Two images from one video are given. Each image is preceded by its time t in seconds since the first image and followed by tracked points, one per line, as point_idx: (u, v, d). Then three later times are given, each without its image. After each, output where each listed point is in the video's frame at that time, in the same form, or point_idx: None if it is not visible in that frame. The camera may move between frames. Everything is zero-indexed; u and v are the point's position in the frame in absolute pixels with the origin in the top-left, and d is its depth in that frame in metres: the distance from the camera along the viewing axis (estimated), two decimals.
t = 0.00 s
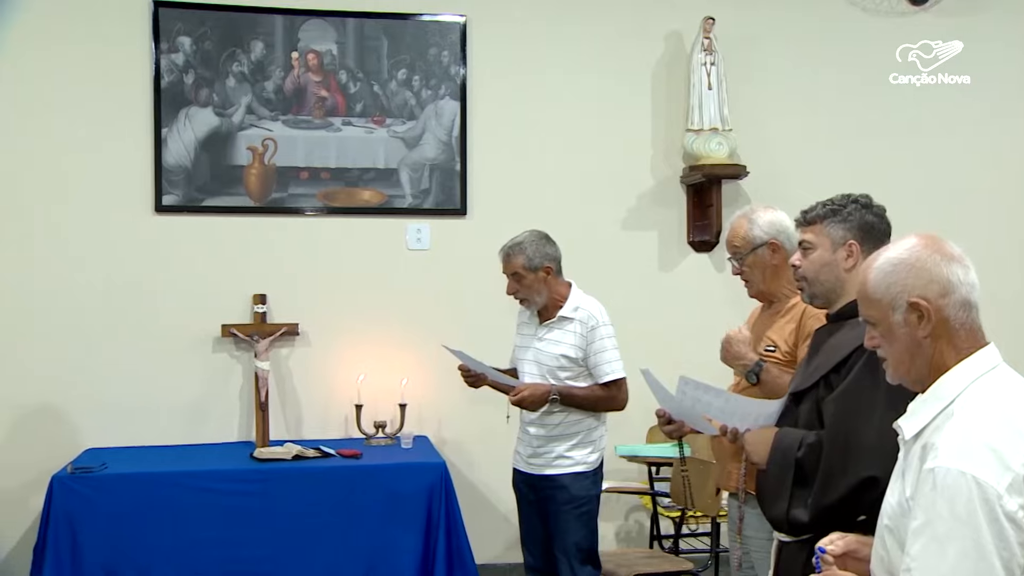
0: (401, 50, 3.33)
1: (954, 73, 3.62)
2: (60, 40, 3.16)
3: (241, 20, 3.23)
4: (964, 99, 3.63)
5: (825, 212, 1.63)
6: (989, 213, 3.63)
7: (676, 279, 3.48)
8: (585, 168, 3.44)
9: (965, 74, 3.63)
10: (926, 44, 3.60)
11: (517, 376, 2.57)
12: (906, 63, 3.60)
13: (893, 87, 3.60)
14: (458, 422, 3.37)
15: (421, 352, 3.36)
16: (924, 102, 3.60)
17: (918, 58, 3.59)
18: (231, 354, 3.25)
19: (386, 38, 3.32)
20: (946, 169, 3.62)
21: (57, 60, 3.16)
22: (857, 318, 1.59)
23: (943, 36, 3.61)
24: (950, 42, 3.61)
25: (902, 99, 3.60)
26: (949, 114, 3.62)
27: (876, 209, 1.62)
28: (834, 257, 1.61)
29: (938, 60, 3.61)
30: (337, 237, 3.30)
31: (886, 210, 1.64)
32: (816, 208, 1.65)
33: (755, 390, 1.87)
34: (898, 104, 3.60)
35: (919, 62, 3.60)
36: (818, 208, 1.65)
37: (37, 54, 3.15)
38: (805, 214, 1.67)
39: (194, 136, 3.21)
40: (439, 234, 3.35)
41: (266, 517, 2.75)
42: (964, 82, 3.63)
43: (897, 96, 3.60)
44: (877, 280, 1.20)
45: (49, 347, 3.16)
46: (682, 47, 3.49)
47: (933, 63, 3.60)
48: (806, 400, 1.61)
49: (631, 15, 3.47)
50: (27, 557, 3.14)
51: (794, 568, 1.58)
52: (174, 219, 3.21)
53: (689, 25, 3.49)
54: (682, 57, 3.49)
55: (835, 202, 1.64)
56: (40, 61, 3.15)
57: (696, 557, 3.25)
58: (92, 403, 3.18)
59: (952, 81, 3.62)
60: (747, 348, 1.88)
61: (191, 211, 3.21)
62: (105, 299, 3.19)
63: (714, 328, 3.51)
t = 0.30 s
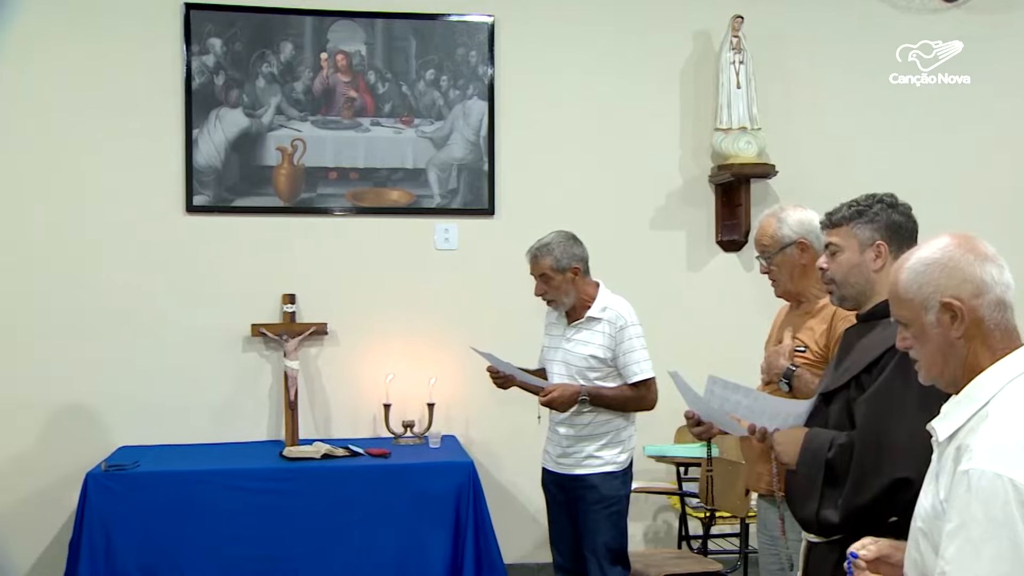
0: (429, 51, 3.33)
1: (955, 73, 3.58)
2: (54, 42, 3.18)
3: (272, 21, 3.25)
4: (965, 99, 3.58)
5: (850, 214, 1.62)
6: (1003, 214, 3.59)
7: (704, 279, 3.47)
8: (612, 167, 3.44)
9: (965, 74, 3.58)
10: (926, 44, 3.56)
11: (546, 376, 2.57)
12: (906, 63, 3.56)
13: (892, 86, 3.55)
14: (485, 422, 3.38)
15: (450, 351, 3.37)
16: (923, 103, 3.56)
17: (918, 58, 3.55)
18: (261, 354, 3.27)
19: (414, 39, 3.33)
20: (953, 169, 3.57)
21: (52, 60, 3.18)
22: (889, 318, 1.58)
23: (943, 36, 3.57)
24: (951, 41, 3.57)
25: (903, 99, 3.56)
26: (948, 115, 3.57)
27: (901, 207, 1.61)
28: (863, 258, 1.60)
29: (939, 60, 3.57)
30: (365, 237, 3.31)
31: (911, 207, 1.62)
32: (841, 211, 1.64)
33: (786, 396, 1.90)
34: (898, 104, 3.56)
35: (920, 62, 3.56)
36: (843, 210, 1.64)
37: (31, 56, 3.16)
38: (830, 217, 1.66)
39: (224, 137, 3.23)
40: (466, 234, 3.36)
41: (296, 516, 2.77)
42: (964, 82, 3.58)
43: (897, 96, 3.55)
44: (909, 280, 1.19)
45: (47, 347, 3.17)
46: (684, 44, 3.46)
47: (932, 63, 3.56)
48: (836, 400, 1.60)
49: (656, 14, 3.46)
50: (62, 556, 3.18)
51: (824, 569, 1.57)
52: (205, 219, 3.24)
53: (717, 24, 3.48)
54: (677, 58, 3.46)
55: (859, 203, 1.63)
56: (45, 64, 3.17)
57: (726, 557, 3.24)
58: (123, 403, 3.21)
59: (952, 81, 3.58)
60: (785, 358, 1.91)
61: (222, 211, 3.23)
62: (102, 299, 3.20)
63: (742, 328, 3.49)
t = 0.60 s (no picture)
0: (458, 51, 3.34)
1: (956, 73, 3.53)
2: (63, 42, 3.20)
3: (303, 23, 3.27)
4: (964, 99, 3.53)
5: (872, 218, 1.61)
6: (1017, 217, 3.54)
7: (735, 279, 3.46)
8: (640, 167, 3.43)
9: (964, 74, 3.53)
10: (924, 44, 3.52)
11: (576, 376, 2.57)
12: (906, 63, 3.52)
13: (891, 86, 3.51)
14: (514, 422, 3.38)
15: (478, 350, 3.37)
16: (917, 105, 3.52)
17: (916, 58, 3.51)
18: (291, 353, 3.29)
19: (443, 39, 3.33)
20: (965, 169, 3.53)
21: (62, 61, 3.20)
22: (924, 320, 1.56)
23: (944, 36, 3.53)
24: (951, 41, 3.53)
25: (899, 99, 3.51)
26: (947, 115, 3.53)
27: (923, 205, 1.59)
28: (891, 262, 1.58)
29: (939, 60, 3.52)
30: (395, 236, 3.32)
31: (934, 204, 1.61)
32: (864, 216, 1.63)
33: (818, 397, 1.90)
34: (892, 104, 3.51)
35: (920, 62, 3.51)
36: (866, 215, 1.63)
37: (53, 58, 3.19)
38: (852, 225, 1.65)
39: (256, 138, 3.25)
40: (496, 234, 3.36)
41: (328, 515, 2.79)
42: (962, 83, 3.53)
43: (894, 95, 3.51)
44: (944, 280, 1.19)
45: (70, 347, 3.20)
46: (691, 45, 3.44)
47: (931, 63, 3.51)
48: (869, 401, 1.59)
49: (682, 13, 3.44)
50: (97, 553, 3.21)
51: (858, 571, 1.56)
52: (237, 219, 3.26)
53: (748, 22, 3.46)
54: (674, 58, 3.44)
55: (881, 206, 1.62)
56: (80, 66, 3.20)
57: (756, 558, 3.23)
58: (156, 402, 3.24)
59: (950, 82, 3.53)
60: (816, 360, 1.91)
61: (253, 211, 3.26)
62: (112, 297, 3.22)
63: (771, 328, 3.47)
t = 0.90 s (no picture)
0: (489, 51, 3.34)
1: (956, 73, 3.49)
2: (97, 43, 3.23)
3: (335, 24, 3.29)
4: (966, 100, 3.49)
5: (904, 219, 1.59)
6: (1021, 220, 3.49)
7: (766, 279, 3.44)
8: (669, 167, 3.42)
9: (965, 74, 3.49)
10: (926, 44, 3.47)
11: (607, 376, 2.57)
12: (906, 63, 3.47)
13: (891, 86, 3.46)
14: (545, 422, 3.38)
15: (508, 350, 3.37)
16: (922, 104, 3.48)
17: (917, 58, 3.47)
18: (323, 352, 3.31)
19: (474, 40, 3.34)
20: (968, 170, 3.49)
21: (94, 62, 3.23)
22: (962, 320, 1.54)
23: (944, 36, 3.49)
24: (951, 41, 3.49)
25: (902, 99, 3.47)
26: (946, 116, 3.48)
27: (955, 203, 1.58)
28: (925, 262, 1.57)
29: (939, 60, 3.48)
30: (426, 236, 3.33)
31: (966, 201, 1.59)
32: (895, 217, 1.61)
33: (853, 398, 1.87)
34: (897, 104, 3.47)
35: (920, 62, 3.47)
36: (897, 216, 1.61)
37: (87, 59, 3.22)
38: (884, 226, 1.63)
39: (288, 139, 3.27)
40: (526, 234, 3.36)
41: (360, 514, 2.80)
42: (964, 82, 3.49)
43: (896, 96, 3.47)
44: (984, 281, 1.17)
45: (104, 345, 3.23)
46: (708, 44, 3.42)
47: (932, 63, 3.47)
48: (907, 403, 1.58)
49: (712, 13, 3.43)
50: (131, 550, 3.24)
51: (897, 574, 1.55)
52: (269, 219, 3.28)
53: (780, 20, 3.44)
54: (675, 59, 3.42)
55: (912, 206, 1.60)
56: (114, 67, 3.23)
57: (789, 560, 3.21)
58: (188, 400, 3.26)
59: (952, 81, 3.49)
60: (851, 361, 1.88)
61: (284, 211, 3.28)
62: (145, 297, 3.25)
63: (802, 328, 3.45)
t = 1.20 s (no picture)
0: (519, 51, 3.34)
1: (956, 72, 3.45)
2: (130, 44, 3.26)
3: (365, 25, 3.30)
4: (966, 100, 3.45)
5: (942, 218, 1.58)
6: None
7: (797, 279, 3.41)
8: (699, 166, 3.40)
9: (965, 74, 3.45)
10: (926, 44, 3.43)
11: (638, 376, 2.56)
12: (906, 63, 3.43)
13: (892, 87, 3.42)
14: (574, 422, 3.38)
15: (538, 350, 3.37)
16: (924, 104, 3.43)
17: (917, 58, 3.43)
18: (353, 352, 3.32)
19: (503, 40, 3.34)
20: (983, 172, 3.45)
21: (129, 64, 3.26)
22: (1003, 320, 1.52)
23: (944, 36, 3.45)
24: (951, 41, 3.45)
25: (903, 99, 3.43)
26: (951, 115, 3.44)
27: (994, 202, 1.56)
28: (964, 262, 1.55)
29: (939, 60, 3.44)
30: (456, 236, 3.34)
31: (1005, 200, 1.57)
32: (932, 216, 1.60)
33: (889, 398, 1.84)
34: (899, 104, 3.43)
35: (919, 62, 3.43)
36: (934, 215, 1.60)
37: (122, 61, 3.25)
38: (920, 226, 1.62)
39: (318, 139, 3.29)
40: (556, 234, 3.36)
41: (391, 513, 2.81)
42: (964, 82, 3.45)
43: (897, 96, 3.43)
44: None
45: (138, 343, 3.26)
46: (736, 43, 3.41)
47: (932, 63, 3.43)
48: (946, 406, 1.55)
49: (740, 11, 3.41)
50: (165, 546, 3.27)
51: None
52: (300, 219, 3.30)
53: (811, 18, 3.42)
54: (716, 59, 3.41)
55: (950, 205, 1.59)
56: (148, 68, 3.27)
57: (821, 562, 3.19)
58: (220, 399, 3.29)
59: (952, 81, 3.45)
60: (886, 359, 1.86)
61: (315, 211, 3.29)
62: (178, 296, 3.27)
63: (833, 328, 3.42)
